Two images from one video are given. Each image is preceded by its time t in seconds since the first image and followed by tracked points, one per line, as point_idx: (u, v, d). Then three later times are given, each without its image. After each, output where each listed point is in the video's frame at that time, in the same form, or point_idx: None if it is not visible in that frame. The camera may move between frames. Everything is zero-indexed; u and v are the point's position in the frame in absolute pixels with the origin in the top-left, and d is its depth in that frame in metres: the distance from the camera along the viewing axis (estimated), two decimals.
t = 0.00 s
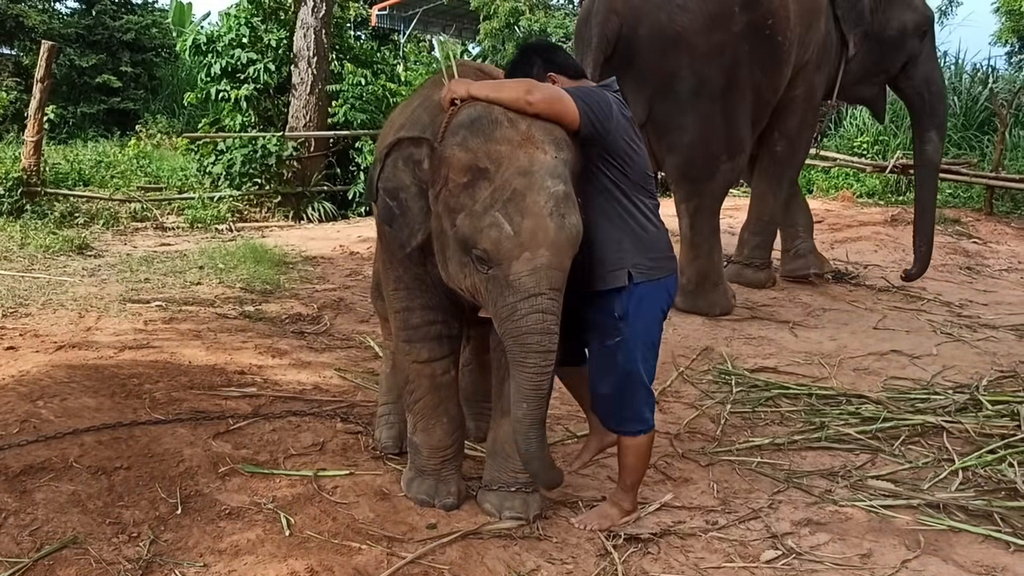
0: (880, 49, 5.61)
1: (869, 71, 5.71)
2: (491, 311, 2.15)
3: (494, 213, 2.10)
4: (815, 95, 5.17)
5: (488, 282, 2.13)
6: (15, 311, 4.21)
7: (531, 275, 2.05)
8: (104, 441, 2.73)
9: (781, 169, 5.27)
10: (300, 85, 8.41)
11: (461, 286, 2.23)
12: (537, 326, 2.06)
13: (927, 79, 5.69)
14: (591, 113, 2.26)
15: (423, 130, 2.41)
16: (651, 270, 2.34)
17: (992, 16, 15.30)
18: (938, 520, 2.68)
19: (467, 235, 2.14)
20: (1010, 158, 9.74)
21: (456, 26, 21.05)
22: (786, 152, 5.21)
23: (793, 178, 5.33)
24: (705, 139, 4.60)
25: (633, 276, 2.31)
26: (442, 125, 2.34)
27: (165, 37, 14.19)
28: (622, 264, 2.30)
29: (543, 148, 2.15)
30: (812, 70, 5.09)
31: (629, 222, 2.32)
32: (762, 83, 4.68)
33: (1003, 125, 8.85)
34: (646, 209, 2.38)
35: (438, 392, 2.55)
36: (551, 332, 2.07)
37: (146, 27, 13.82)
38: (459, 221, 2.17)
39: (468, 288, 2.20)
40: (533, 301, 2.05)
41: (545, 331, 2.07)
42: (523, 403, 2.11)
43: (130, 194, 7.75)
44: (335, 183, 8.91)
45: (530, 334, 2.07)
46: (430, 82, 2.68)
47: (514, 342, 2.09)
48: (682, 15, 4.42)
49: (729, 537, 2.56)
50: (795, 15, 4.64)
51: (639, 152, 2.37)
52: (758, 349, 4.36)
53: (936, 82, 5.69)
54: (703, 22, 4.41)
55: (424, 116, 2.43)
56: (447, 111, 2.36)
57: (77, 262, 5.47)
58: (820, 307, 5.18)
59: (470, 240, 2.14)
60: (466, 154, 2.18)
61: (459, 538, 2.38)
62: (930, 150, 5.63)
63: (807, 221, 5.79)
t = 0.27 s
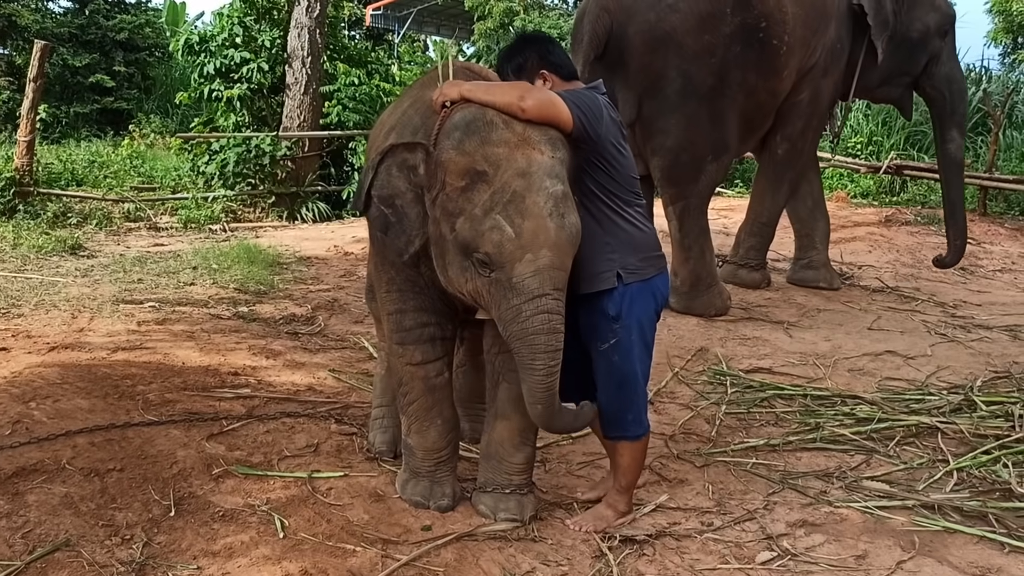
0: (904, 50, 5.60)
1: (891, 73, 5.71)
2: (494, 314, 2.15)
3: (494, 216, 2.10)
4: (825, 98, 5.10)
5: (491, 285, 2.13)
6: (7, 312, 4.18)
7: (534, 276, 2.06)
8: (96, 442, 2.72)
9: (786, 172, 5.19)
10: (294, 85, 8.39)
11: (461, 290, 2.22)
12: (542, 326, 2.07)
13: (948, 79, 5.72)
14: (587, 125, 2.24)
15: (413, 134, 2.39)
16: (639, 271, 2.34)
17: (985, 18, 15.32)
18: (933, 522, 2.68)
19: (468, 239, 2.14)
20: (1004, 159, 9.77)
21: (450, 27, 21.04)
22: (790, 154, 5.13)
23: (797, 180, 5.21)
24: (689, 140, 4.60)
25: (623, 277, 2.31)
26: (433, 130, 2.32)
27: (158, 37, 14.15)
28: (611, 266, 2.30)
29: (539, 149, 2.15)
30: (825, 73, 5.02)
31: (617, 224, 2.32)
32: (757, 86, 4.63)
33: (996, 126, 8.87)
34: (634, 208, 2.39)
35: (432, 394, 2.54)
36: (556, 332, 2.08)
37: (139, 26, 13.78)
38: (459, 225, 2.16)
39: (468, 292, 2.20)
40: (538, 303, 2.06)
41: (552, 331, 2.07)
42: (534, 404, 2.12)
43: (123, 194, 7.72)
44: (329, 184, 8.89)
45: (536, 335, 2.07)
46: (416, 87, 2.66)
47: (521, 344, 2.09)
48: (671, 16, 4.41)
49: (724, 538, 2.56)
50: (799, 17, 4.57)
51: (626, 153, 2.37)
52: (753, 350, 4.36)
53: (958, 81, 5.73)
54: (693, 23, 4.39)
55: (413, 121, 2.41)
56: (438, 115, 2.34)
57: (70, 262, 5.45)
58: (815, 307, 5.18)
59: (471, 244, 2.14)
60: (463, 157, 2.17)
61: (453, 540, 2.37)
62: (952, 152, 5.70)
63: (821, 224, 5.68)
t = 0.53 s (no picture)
0: (925, 58, 5.50)
1: (912, 80, 5.59)
2: (490, 316, 2.16)
3: (493, 218, 2.11)
4: (835, 102, 5.09)
5: (488, 287, 2.13)
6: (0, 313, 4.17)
7: (532, 278, 2.06)
8: (91, 444, 2.71)
9: (787, 176, 5.21)
10: (288, 85, 8.38)
11: (455, 292, 2.22)
12: (540, 329, 2.08)
13: (966, 88, 5.62)
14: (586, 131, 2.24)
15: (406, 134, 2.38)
16: (632, 270, 2.34)
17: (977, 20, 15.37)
18: (928, 522, 2.69)
19: (465, 241, 2.14)
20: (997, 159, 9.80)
21: (444, 27, 21.03)
22: (790, 159, 5.13)
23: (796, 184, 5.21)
24: (686, 142, 4.60)
25: (615, 277, 2.31)
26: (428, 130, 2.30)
27: (151, 36, 14.12)
28: (603, 265, 2.31)
29: (537, 151, 2.16)
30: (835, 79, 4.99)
31: (610, 225, 2.33)
32: (754, 92, 4.69)
33: (989, 127, 8.91)
34: (626, 208, 2.39)
35: (427, 396, 2.53)
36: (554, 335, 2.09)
37: (132, 26, 13.75)
38: (456, 227, 2.15)
39: (464, 294, 2.19)
40: (535, 305, 2.06)
41: (549, 334, 2.08)
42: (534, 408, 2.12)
43: (117, 195, 7.70)
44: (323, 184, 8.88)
45: (534, 338, 2.08)
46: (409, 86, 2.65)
47: (519, 347, 2.09)
48: (666, 21, 4.42)
49: (719, 539, 2.56)
50: (806, 25, 4.57)
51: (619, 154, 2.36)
52: (748, 350, 4.37)
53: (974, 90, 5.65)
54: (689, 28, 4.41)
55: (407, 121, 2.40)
56: (432, 115, 2.33)
57: (64, 262, 5.43)
58: (809, 308, 5.19)
59: (469, 246, 2.13)
60: (462, 158, 2.16)
61: (449, 541, 2.37)
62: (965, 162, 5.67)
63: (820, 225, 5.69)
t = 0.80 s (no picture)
0: (937, 65, 5.53)
1: (925, 84, 5.62)
2: (490, 317, 2.15)
3: (494, 219, 2.10)
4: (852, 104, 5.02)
5: (488, 288, 2.13)
6: None
7: (533, 280, 2.06)
8: (88, 445, 2.70)
9: (806, 179, 5.14)
10: (284, 85, 8.36)
11: (455, 292, 2.21)
12: (540, 331, 2.08)
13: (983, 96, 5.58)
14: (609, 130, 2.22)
15: (404, 132, 2.37)
16: (644, 269, 2.34)
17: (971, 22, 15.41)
18: (926, 521, 2.69)
19: (466, 242, 2.13)
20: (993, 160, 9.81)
21: (439, 27, 21.00)
22: (809, 161, 5.06)
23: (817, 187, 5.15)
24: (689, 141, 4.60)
25: (628, 274, 2.31)
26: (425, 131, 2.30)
27: (146, 36, 14.08)
28: (616, 263, 2.30)
29: (538, 153, 2.16)
30: (848, 82, 4.93)
31: (624, 222, 2.33)
32: (757, 92, 4.72)
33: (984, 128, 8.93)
34: (638, 206, 2.39)
35: (425, 396, 2.53)
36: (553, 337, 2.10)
37: (127, 25, 13.71)
38: (456, 228, 2.15)
39: (462, 295, 2.19)
40: (535, 307, 2.07)
41: (548, 335, 2.09)
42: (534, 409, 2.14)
43: (112, 194, 7.67)
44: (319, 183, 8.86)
45: (534, 340, 2.09)
46: (407, 84, 2.63)
47: (519, 349, 2.10)
48: (669, 19, 4.42)
49: (718, 539, 2.56)
50: (810, 28, 4.63)
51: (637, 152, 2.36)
52: (745, 350, 4.37)
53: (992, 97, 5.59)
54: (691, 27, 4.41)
55: (405, 121, 2.40)
56: (431, 114, 2.34)
57: (59, 262, 5.41)
58: (805, 308, 5.20)
59: (470, 247, 2.13)
60: (462, 159, 2.16)
61: (448, 541, 2.37)
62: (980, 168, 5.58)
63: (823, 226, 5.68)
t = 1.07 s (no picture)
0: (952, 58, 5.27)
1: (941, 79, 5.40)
2: (494, 311, 2.12)
3: (499, 212, 2.08)
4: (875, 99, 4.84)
5: (493, 282, 2.09)
6: None
7: (538, 273, 2.03)
8: (81, 446, 2.68)
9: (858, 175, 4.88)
10: (279, 85, 8.34)
11: (458, 287, 2.18)
12: (545, 324, 2.04)
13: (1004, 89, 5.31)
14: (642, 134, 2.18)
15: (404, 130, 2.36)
16: (658, 266, 2.35)
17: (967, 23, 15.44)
18: (923, 523, 2.68)
19: (470, 235, 2.11)
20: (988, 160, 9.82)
21: (435, 27, 20.99)
22: (850, 154, 4.82)
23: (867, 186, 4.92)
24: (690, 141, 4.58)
25: (646, 270, 2.31)
26: (427, 129, 2.31)
27: (141, 36, 14.04)
28: (636, 257, 2.29)
29: (541, 148, 2.17)
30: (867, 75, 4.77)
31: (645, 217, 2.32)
32: (763, 92, 4.66)
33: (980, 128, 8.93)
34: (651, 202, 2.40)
35: (422, 397, 2.51)
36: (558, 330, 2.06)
37: (122, 25, 13.67)
38: (461, 221, 2.13)
39: (466, 288, 2.16)
40: (540, 300, 2.03)
41: (554, 329, 2.05)
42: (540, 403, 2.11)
43: (106, 194, 7.65)
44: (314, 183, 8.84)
45: (539, 333, 2.05)
46: (401, 88, 2.65)
47: (524, 342, 2.06)
48: (670, 19, 4.43)
49: (715, 540, 2.55)
50: (816, 25, 4.59)
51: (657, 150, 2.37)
52: (741, 351, 4.36)
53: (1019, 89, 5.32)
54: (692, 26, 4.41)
55: (405, 120, 2.40)
56: (433, 113, 2.35)
57: (53, 263, 5.39)
58: (802, 307, 5.19)
59: (474, 240, 2.10)
60: (467, 152, 2.16)
61: (444, 543, 2.35)
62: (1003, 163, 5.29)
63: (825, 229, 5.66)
